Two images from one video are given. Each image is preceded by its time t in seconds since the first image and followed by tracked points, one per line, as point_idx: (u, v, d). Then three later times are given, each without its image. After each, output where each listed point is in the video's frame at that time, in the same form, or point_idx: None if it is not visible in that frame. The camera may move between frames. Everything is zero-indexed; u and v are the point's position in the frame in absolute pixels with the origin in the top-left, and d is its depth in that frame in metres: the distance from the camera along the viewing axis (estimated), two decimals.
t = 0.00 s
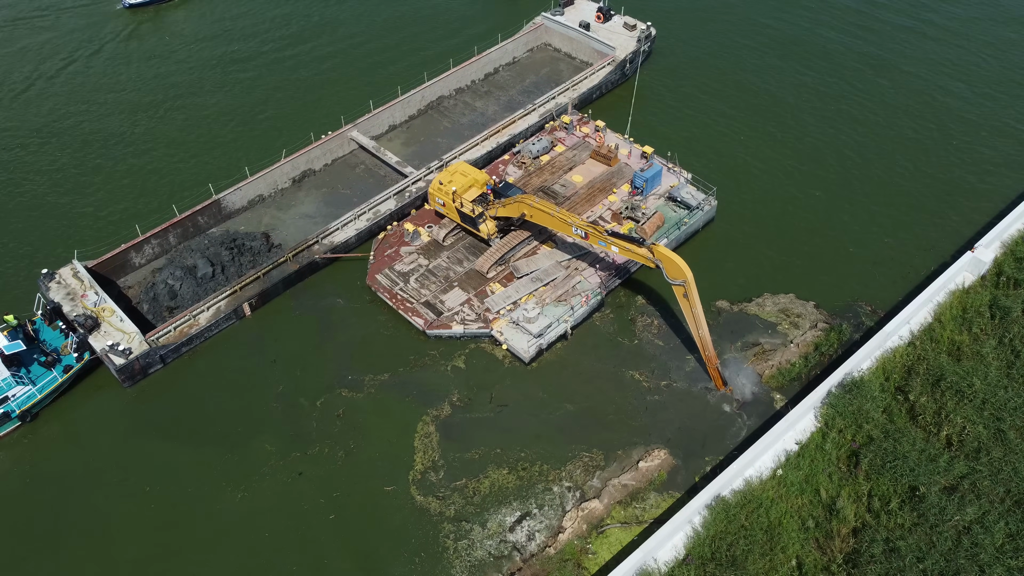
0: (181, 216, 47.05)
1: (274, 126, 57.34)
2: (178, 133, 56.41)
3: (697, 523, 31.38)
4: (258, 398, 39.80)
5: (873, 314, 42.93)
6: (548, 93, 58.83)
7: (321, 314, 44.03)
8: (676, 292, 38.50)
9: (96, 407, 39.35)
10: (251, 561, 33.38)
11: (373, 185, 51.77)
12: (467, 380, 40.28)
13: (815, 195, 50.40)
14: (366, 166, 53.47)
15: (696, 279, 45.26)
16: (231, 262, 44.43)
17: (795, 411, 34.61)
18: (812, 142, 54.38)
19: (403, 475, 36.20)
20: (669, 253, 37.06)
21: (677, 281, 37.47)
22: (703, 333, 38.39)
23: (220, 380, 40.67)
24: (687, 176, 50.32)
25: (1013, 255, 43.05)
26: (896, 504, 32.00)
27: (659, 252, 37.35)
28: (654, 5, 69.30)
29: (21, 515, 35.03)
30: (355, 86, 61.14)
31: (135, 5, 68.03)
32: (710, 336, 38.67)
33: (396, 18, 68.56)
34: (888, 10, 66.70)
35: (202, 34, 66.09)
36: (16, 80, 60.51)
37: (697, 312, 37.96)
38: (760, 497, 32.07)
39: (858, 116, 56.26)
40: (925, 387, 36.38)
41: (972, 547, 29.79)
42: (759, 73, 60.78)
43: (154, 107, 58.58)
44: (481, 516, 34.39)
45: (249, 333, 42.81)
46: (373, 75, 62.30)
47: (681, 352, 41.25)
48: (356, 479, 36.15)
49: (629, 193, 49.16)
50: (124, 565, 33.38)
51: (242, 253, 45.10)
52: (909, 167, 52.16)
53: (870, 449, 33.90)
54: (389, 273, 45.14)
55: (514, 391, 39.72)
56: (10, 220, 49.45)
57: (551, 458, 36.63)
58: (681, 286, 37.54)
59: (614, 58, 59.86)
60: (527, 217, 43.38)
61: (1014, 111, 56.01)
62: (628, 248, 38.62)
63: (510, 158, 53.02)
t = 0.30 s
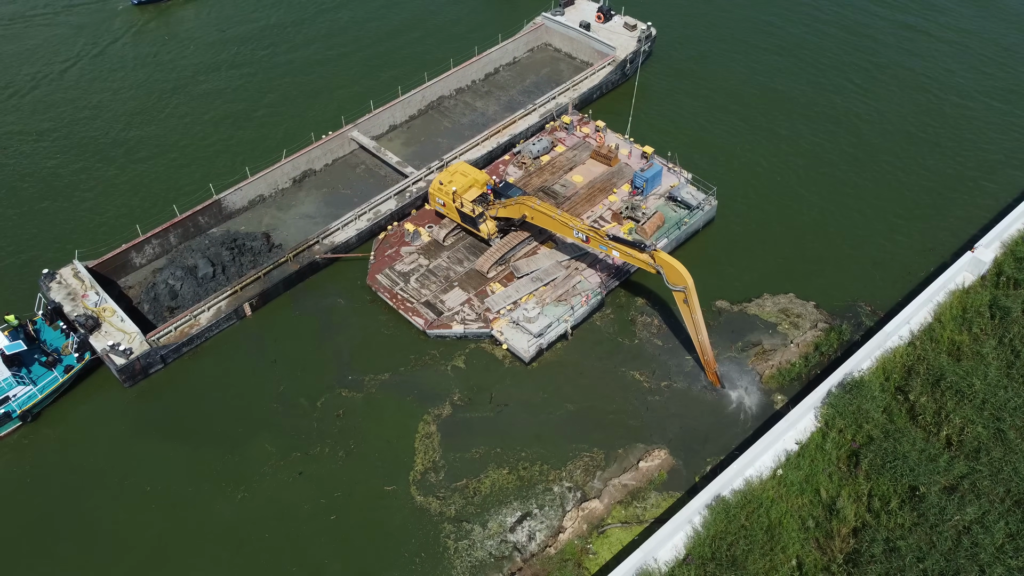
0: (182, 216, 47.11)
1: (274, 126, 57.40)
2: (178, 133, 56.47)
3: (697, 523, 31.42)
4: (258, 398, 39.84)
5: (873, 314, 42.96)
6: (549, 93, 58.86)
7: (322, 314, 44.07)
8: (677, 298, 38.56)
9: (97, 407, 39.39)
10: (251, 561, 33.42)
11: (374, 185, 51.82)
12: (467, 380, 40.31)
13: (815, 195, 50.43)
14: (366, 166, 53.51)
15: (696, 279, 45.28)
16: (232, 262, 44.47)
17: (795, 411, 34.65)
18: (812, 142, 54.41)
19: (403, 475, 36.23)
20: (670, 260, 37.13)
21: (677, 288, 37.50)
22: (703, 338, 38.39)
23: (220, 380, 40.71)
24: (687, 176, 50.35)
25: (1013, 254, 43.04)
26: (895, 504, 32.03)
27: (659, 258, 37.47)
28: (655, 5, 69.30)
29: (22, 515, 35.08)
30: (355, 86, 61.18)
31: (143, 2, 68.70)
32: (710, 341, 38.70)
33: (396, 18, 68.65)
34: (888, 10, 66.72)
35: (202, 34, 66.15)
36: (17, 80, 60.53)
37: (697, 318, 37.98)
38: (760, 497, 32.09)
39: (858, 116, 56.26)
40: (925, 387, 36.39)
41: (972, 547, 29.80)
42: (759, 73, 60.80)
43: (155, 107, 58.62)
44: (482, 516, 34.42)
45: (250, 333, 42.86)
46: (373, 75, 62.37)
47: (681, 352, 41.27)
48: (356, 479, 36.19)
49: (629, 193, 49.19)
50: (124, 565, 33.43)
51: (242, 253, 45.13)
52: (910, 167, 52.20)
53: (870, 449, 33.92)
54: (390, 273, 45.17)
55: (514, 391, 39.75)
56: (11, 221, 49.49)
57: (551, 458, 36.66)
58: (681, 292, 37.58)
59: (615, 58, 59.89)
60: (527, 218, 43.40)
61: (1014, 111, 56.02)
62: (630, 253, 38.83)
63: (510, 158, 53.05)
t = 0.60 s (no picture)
0: (183, 216, 47.16)
1: (275, 127, 57.43)
2: (179, 134, 56.52)
3: (697, 523, 31.43)
4: (259, 398, 39.89)
5: (873, 314, 42.97)
6: (549, 93, 58.89)
7: (322, 314, 44.11)
8: (677, 298, 38.59)
9: (97, 407, 39.45)
10: (252, 562, 33.45)
11: (374, 185, 51.87)
12: (468, 380, 40.34)
13: (815, 195, 50.45)
14: (367, 166, 53.57)
15: (696, 279, 45.30)
16: (233, 262, 44.52)
17: (795, 411, 34.69)
18: (812, 142, 54.40)
19: (404, 475, 36.25)
20: (671, 261, 37.16)
21: (677, 288, 37.53)
22: (703, 339, 38.43)
23: (221, 380, 40.76)
24: (688, 176, 50.36)
25: (1013, 255, 43.04)
26: (896, 504, 32.05)
27: (660, 259, 37.49)
28: (655, 5, 69.37)
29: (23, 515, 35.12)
30: (355, 87, 61.22)
31: None
32: (710, 341, 38.70)
33: (396, 18, 68.68)
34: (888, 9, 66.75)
35: (202, 35, 66.20)
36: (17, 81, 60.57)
37: (697, 319, 38.01)
38: (760, 497, 32.11)
39: (858, 117, 56.26)
40: (926, 387, 36.38)
41: (972, 547, 29.80)
42: (759, 74, 60.80)
43: (155, 108, 58.68)
44: (482, 516, 34.44)
45: (251, 333, 42.91)
46: (374, 76, 62.41)
47: (681, 352, 41.30)
48: (357, 479, 36.22)
49: (630, 193, 49.22)
50: (125, 565, 33.47)
51: (243, 254, 45.17)
52: (910, 167, 52.20)
53: (870, 449, 33.92)
54: (390, 273, 45.21)
55: (515, 391, 39.77)
56: (11, 222, 49.54)
57: (551, 458, 36.69)
58: (681, 292, 37.62)
59: (615, 58, 59.91)
60: (528, 218, 43.43)
61: (1013, 111, 56.02)
62: (630, 253, 38.86)
63: (511, 158, 53.11)
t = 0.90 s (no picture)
0: (184, 216, 47.20)
1: (275, 127, 57.49)
2: (179, 135, 56.56)
3: (698, 523, 31.41)
4: (259, 399, 39.92)
5: (873, 314, 42.98)
6: (549, 94, 58.92)
7: (323, 314, 44.15)
8: (677, 298, 38.60)
9: (98, 408, 39.48)
10: (252, 562, 33.46)
11: (375, 186, 51.92)
12: (468, 380, 40.36)
13: (815, 195, 50.47)
14: (368, 166, 53.61)
15: (696, 279, 45.32)
16: (233, 262, 44.56)
17: (795, 411, 34.71)
18: (812, 142, 54.41)
19: (404, 475, 36.28)
20: (671, 260, 37.15)
21: (677, 287, 37.56)
22: (703, 338, 38.43)
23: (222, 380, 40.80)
24: (688, 176, 50.38)
25: (1013, 255, 43.03)
26: (896, 504, 32.05)
27: (660, 258, 37.51)
28: (655, 5, 69.40)
29: (23, 515, 35.16)
30: (356, 87, 61.30)
31: None
32: (710, 341, 38.70)
33: (397, 19, 68.75)
34: (888, 9, 66.79)
35: (203, 36, 66.27)
36: (17, 82, 60.58)
37: (697, 318, 38.00)
38: (760, 497, 32.13)
39: (858, 117, 56.26)
40: (926, 387, 36.37)
41: (973, 547, 29.80)
42: (759, 74, 60.82)
43: (155, 108, 58.72)
44: (483, 516, 34.46)
45: (251, 333, 42.95)
46: (374, 76, 62.48)
47: (681, 352, 41.34)
48: (357, 479, 36.24)
49: (630, 193, 49.25)
50: (126, 565, 33.49)
51: (244, 254, 45.21)
52: (910, 167, 52.20)
53: (870, 449, 33.93)
54: (391, 273, 45.24)
55: (515, 391, 39.78)
56: (12, 222, 49.57)
57: (552, 457, 36.74)
58: (681, 292, 37.63)
59: (615, 59, 59.93)
60: (528, 218, 43.45)
61: (1013, 111, 56.07)
62: (630, 253, 38.88)
63: (511, 159, 53.13)
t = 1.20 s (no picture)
0: (184, 216, 47.23)
1: (276, 128, 57.57)
2: (181, 135, 56.64)
3: (698, 523, 31.41)
4: (259, 399, 39.97)
5: (873, 314, 43.00)
6: (550, 94, 58.94)
7: (323, 314, 44.19)
8: (677, 298, 38.63)
9: (98, 408, 39.51)
10: (253, 562, 33.50)
11: (375, 186, 51.97)
12: (468, 380, 40.38)
13: (815, 195, 50.48)
14: (368, 166, 53.66)
15: (696, 279, 45.35)
16: (234, 263, 44.59)
17: (795, 411, 34.74)
18: (812, 142, 54.43)
19: (404, 475, 36.31)
20: (671, 260, 37.14)
21: (678, 287, 37.58)
22: (704, 338, 38.44)
23: (222, 380, 40.84)
24: (688, 176, 50.42)
25: (1013, 255, 43.04)
26: (896, 504, 32.07)
27: (660, 258, 37.52)
28: (655, 5, 69.43)
29: (24, 515, 35.21)
30: (357, 88, 61.38)
31: None
32: (711, 341, 38.73)
33: (397, 19, 68.83)
34: (888, 9, 66.79)
35: (204, 36, 66.37)
36: (18, 82, 60.63)
37: (698, 318, 38.00)
38: (761, 497, 32.14)
39: (858, 117, 56.26)
40: (926, 387, 36.37)
41: (973, 547, 29.82)
42: (759, 74, 60.83)
43: (156, 108, 58.77)
44: (483, 516, 34.49)
45: (252, 334, 42.98)
46: (375, 77, 62.54)
47: (681, 352, 41.36)
48: (357, 479, 36.27)
49: (630, 193, 49.29)
50: (126, 565, 33.54)
51: (244, 254, 45.24)
52: (910, 167, 52.21)
53: (870, 449, 33.95)
54: (391, 273, 45.27)
55: (515, 391, 39.82)
56: (13, 222, 49.65)
57: (551, 457, 36.78)
58: (682, 292, 37.65)
59: (615, 59, 59.96)
60: (528, 219, 43.48)
61: (1013, 111, 56.09)
62: (630, 254, 38.96)
63: (512, 159, 53.17)
